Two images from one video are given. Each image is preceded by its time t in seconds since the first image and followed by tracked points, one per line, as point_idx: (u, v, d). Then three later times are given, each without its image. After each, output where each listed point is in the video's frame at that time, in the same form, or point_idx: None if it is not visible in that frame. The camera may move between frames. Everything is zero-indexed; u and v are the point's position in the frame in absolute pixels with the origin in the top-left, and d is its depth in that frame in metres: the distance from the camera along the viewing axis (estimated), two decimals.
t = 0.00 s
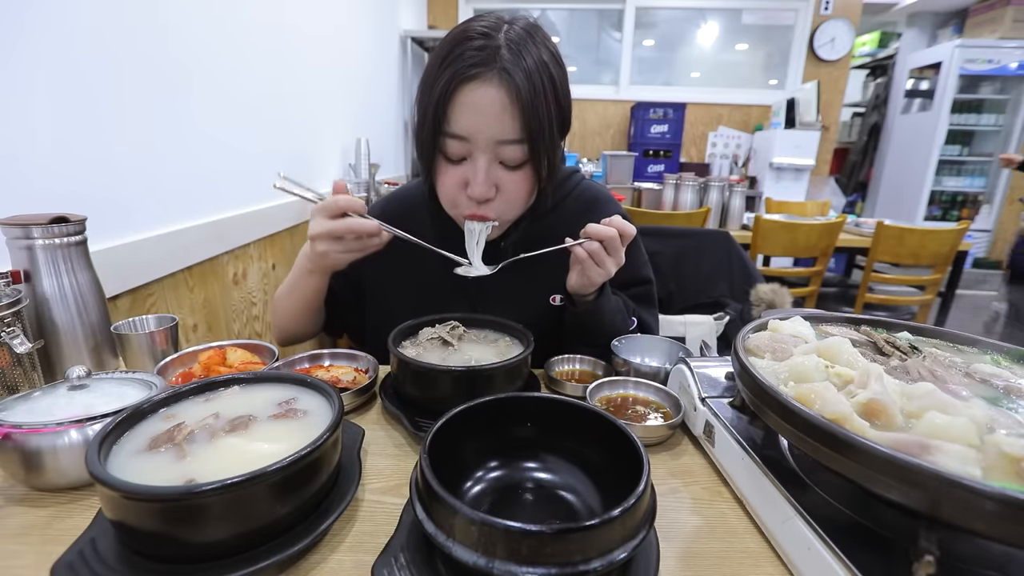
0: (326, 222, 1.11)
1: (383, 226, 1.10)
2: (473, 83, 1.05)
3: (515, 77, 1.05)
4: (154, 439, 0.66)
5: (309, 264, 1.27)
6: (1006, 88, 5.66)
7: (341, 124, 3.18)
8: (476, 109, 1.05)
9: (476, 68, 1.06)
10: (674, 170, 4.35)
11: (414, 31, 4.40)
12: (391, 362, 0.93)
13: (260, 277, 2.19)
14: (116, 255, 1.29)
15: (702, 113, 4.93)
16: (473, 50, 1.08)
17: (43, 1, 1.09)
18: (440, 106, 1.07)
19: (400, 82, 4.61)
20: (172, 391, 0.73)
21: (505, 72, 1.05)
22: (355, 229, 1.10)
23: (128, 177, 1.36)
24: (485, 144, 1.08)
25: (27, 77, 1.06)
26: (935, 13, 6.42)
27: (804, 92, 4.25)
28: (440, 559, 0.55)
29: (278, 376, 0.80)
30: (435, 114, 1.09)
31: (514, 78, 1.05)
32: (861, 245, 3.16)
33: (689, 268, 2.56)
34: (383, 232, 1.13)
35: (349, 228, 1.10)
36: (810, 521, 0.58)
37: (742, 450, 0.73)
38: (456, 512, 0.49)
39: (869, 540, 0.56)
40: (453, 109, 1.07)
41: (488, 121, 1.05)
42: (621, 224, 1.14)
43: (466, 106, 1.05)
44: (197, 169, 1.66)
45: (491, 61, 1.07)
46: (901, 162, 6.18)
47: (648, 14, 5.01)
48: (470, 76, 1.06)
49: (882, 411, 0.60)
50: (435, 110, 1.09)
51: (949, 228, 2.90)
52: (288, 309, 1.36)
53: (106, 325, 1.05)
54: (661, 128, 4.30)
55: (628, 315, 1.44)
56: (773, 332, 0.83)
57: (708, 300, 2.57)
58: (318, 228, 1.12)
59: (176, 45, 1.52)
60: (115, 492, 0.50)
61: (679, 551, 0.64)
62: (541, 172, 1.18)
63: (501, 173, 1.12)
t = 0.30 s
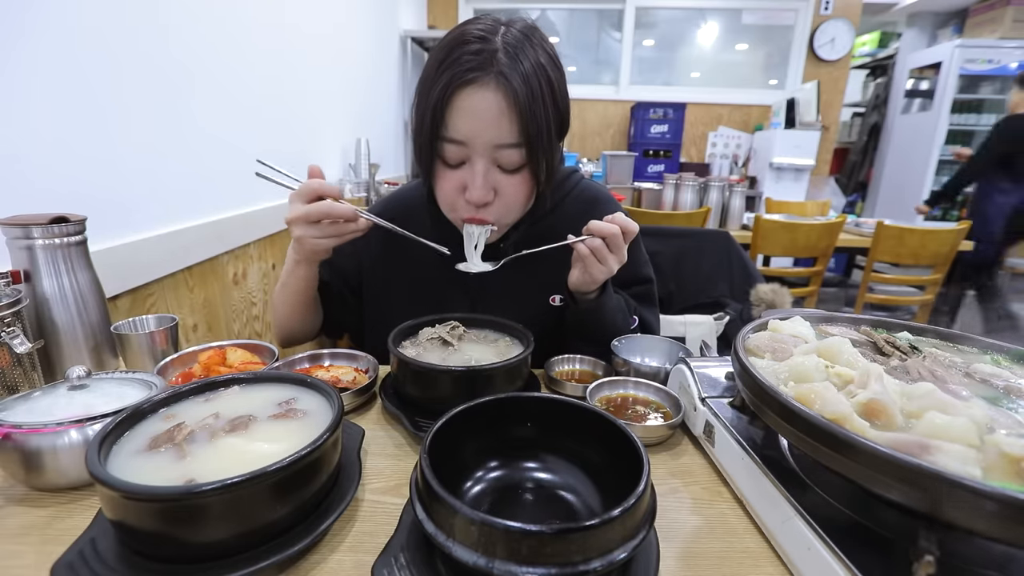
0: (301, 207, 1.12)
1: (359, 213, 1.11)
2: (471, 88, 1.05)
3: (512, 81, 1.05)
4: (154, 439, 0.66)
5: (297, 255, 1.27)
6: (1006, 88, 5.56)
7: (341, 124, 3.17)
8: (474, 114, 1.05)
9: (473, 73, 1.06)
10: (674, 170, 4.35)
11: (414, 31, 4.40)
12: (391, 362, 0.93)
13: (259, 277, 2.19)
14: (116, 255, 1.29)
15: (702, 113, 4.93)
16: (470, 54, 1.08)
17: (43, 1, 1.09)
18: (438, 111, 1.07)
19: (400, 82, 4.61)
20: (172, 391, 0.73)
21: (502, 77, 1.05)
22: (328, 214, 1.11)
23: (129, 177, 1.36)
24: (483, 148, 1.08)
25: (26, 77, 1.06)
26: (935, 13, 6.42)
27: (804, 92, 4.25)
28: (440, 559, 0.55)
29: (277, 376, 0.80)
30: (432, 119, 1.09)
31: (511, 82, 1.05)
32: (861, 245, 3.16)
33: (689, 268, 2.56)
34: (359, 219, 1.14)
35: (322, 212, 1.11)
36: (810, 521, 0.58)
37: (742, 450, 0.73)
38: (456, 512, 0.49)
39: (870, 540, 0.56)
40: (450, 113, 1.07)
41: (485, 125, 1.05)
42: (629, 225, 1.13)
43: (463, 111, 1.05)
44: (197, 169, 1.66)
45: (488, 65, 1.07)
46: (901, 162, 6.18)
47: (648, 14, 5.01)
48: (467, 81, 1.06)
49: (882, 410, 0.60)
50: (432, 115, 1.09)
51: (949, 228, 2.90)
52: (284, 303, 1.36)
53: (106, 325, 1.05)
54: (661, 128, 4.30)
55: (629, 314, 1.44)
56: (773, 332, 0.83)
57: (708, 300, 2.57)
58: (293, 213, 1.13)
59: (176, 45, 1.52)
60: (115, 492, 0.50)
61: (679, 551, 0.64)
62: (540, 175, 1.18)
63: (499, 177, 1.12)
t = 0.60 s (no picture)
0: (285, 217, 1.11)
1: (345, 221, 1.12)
2: (469, 92, 1.05)
3: (510, 85, 1.05)
4: (154, 440, 0.66)
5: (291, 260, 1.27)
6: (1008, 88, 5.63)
7: (341, 124, 3.18)
8: (473, 119, 1.05)
9: (472, 78, 1.06)
10: (674, 170, 4.35)
11: (414, 32, 4.40)
12: (391, 362, 0.93)
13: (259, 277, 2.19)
14: (115, 255, 1.29)
15: (702, 113, 4.93)
16: (468, 59, 1.07)
17: (43, 1, 1.09)
18: (437, 116, 1.07)
19: (400, 82, 4.61)
20: (172, 391, 0.73)
21: (501, 81, 1.05)
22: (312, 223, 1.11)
23: (129, 178, 1.36)
24: (483, 153, 1.08)
25: (26, 77, 1.06)
26: (935, 13, 6.42)
27: (804, 92, 4.26)
28: (440, 559, 0.55)
29: (277, 375, 0.80)
30: (431, 124, 1.09)
31: (510, 86, 1.05)
32: (861, 245, 3.16)
33: (689, 268, 2.56)
34: (345, 226, 1.14)
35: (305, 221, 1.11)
36: (810, 521, 0.58)
37: (742, 450, 0.73)
38: (456, 511, 0.49)
39: (870, 540, 0.56)
40: (449, 118, 1.07)
41: (484, 130, 1.05)
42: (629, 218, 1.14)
43: (462, 116, 1.05)
44: (196, 170, 1.66)
45: (486, 69, 1.07)
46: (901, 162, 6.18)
47: (648, 14, 5.01)
48: (466, 85, 1.06)
49: (882, 411, 0.60)
50: (431, 120, 1.08)
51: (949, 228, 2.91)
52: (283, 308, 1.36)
53: (106, 325, 1.05)
54: (661, 128, 4.30)
55: (630, 312, 1.44)
56: (773, 332, 0.83)
57: (708, 300, 2.56)
58: (279, 222, 1.13)
59: (176, 45, 1.52)
60: (115, 492, 0.50)
61: (679, 551, 0.64)
62: (539, 178, 1.18)
63: (499, 181, 1.12)
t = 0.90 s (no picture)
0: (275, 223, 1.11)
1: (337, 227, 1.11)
2: (469, 99, 1.05)
3: (510, 92, 1.05)
4: (154, 440, 0.66)
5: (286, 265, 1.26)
6: (1006, 87, 5.68)
7: (341, 124, 3.18)
8: (473, 126, 1.05)
9: (471, 85, 1.05)
10: (674, 170, 4.35)
11: (414, 32, 4.40)
12: (391, 362, 0.93)
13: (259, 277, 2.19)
14: (115, 255, 1.29)
15: (702, 113, 4.93)
16: (468, 66, 1.07)
17: (42, 1, 1.09)
18: (436, 124, 1.07)
19: (400, 82, 4.61)
20: (172, 391, 0.73)
21: (501, 88, 1.05)
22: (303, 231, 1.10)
23: (129, 179, 1.36)
24: (483, 159, 1.08)
25: (27, 77, 1.06)
26: (935, 13, 6.43)
27: (804, 92, 4.26)
28: (440, 559, 0.55)
29: (277, 375, 0.80)
30: (431, 131, 1.09)
31: (509, 93, 1.05)
32: (861, 246, 3.16)
33: (689, 268, 2.56)
34: (337, 232, 1.14)
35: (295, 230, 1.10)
36: (810, 521, 0.58)
37: (742, 450, 0.73)
38: (456, 512, 0.49)
39: (870, 540, 0.56)
40: (448, 125, 1.07)
41: (484, 137, 1.05)
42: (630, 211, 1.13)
43: (462, 123, 1.05)
44: (196, 171, 1.66)
45: (486, 76, 1.06)
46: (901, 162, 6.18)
47: (648, 14, 5.01)
48: (466, 92, 1.06)
49: (882, 411, 0.60)
50: (431, 127, 1.08)
51: (949, 228, 2.91)
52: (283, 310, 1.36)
53: (106, 325, 1.05)
54: (661, 128, 4.30)
55: (630, 307, 1.44)
56: (773, 332, 0.83)
57: (709, 300, 2.57)
58: (270, 229, 1.12)
59: (175, 45, 1.52)
60: (115, 492, 0.50)
61: (679, 551, 0.64)
62: (539, 183, 1.18)
63: (499, 186, 1.13)
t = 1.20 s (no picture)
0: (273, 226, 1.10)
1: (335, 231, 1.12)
2: (468, 101, 1.05)
3: (509, 93, 1.05)
4: (153, 440, 0.66)
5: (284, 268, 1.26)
6: (1006, 87, 5.69)
7: (341, 124, 3.18)
8: (472, 128, 1.05)
9: (471, 86, 1.05)
10: (674, 170, 4.35)
11: (414, 31, 4.40)
12: (391, 363, 0.93)
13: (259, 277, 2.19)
14: (115, 255, 1.29)
15: (702, 113, 4.93)
16: (467, 67, 1.07)
17: (42, 1, 1.09)
18: (436, 125, 1.07)
19: (400, 82, 4.62)
20: (172, 391, 0.73)
21: (500, 89, 1.05)
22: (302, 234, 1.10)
23: (129, 180, 1.36)
24: (482, 161, 1.09)
25: (27, 78, 1.06)
26: (935, 13, 6.43)
27: (804, 92, 4.26)
28: (440, 559, 0.55)
29: (277, 375, 0.80)
30: (430, 132, 1.09)
31: (509, 94, 1.05)
32: (861, 245, 3.15)
33: (689, 268, 2.56)
34: (335, 236, 1.14)
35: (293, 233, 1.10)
36: (810, 521, 0.58)
37: (742, 450, 0.73)
38: (456, 511, 0.49)
39: (870, 540, 0.56)
40: (448, 127, 1.07)
41: (484, 139, 1.05)
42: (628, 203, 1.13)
43: (462, 125, 1.05)
44: (197, 171, 1.66)
45: (485, 78, 1.06)
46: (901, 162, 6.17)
47: (648, 14, 5.01)
48: (465, 94, 1.05)
49: (882, 410, 0.60)
50: (430, 129, 1.08)
51: (949, 228, 2.91)
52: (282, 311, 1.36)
53: (105, 325, 1.05)
54: (661, 128, 4.30)
55: (631, 304, 1.43)
56: (773, 332, 0.83)
57: (708, 299, 2.57)
58: (267, 232, 1.12)
59: (175, 45, 1.52)
60: (115, 491, 0.50)
61: (679, 551, 0.64)
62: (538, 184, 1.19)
63: (499, 188, 1.13)
